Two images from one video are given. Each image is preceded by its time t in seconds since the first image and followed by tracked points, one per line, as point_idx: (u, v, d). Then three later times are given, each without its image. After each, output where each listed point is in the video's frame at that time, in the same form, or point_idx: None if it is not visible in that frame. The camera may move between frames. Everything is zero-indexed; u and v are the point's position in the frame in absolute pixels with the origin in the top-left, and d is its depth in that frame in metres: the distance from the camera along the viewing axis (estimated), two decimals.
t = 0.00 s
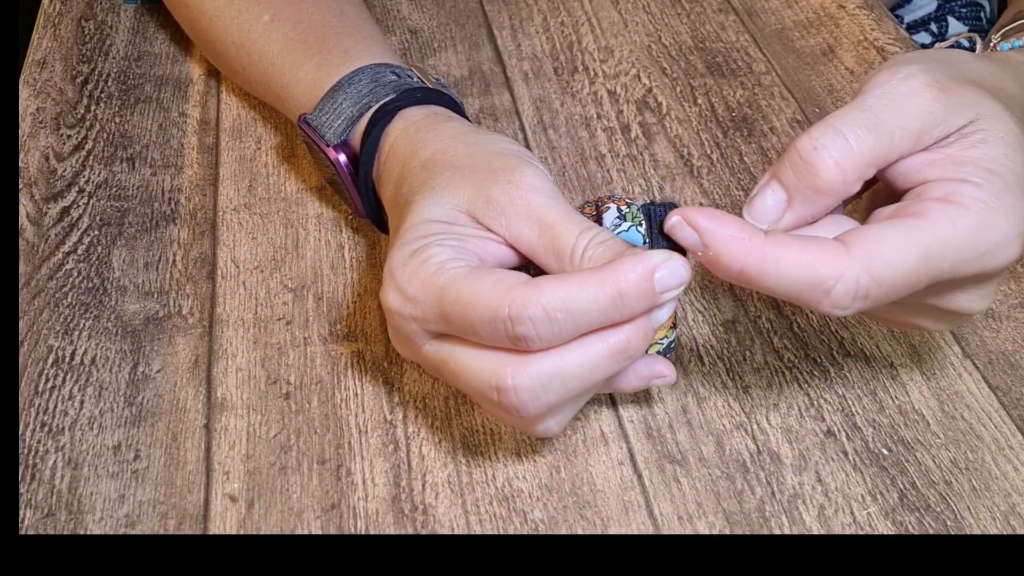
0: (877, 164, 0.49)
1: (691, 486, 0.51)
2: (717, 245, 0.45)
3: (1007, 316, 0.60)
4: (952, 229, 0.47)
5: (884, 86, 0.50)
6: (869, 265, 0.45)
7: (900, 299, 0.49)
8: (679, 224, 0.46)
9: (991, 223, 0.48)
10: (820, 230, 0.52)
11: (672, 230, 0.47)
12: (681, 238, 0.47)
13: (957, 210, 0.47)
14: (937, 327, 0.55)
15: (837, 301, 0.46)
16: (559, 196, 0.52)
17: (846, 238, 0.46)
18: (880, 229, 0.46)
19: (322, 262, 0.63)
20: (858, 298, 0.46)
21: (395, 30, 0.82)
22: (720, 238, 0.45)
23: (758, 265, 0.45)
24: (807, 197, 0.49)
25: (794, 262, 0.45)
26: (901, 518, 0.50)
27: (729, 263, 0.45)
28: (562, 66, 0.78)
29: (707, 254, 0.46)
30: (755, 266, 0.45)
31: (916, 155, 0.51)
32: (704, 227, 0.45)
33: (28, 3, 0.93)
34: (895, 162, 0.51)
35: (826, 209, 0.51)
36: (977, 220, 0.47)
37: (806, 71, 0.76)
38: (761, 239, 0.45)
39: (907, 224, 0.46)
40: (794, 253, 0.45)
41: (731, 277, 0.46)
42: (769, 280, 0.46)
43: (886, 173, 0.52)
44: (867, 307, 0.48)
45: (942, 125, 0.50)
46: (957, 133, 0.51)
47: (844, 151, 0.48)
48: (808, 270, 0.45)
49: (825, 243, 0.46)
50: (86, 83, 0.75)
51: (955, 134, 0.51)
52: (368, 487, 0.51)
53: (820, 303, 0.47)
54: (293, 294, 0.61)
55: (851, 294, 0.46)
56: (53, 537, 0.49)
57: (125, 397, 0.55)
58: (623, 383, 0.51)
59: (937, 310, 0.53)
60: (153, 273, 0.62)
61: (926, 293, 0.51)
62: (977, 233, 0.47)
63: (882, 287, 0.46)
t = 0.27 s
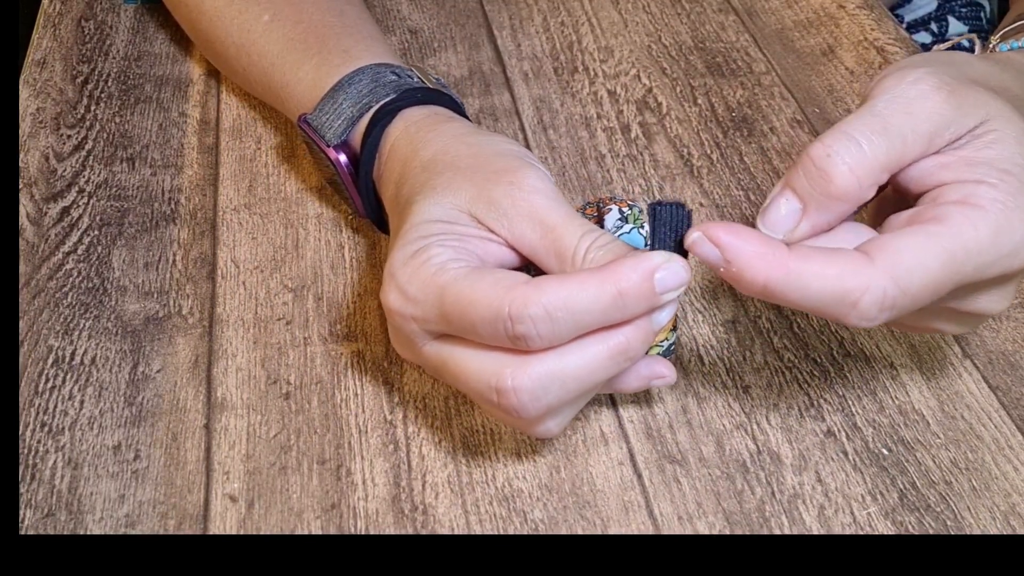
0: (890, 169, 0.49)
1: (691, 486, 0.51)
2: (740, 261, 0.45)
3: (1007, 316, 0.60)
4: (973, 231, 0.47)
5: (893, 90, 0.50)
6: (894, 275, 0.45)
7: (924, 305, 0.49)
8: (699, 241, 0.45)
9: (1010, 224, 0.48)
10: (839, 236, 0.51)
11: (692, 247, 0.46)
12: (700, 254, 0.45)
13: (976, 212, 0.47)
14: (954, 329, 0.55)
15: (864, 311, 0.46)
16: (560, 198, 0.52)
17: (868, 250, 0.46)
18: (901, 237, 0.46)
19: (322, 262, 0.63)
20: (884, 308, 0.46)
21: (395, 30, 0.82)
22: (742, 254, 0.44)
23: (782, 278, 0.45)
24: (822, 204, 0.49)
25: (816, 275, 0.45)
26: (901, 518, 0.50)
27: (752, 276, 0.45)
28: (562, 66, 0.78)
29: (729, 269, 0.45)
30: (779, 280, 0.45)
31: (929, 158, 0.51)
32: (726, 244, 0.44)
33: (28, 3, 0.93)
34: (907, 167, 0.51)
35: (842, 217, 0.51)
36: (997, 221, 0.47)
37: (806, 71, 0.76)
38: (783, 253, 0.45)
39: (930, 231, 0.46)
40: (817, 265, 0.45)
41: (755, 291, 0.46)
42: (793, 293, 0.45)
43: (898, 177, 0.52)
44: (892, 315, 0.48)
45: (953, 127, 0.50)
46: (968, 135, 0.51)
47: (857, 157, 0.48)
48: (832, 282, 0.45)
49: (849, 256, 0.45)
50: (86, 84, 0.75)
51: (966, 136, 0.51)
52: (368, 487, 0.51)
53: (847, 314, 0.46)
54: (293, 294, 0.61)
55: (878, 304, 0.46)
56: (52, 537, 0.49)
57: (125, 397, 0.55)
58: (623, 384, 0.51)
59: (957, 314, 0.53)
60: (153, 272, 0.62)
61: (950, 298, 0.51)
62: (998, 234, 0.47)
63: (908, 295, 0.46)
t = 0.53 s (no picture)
0: (869, 159, 0.49)
1: (691, 486, 0.51)
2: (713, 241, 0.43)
3: (1007, 316, 0.60)
4: (947, 213, 0.46)
5: (876, 80, 0.50)
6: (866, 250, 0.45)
7: (898, 284, 0.48)
8: (672, 222, 0.44)
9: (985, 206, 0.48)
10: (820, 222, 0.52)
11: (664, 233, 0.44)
12: (673, 237, 0.44)
13: (950, 194, 0.47)
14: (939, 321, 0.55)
15: (839, 286, 0.46)
16: (564, 197, 0.52)
17: (842, 226, 0.45)
18: (874, 215, 0.46)
19: (322, 262, 0.63)
20: (859, 280, 0.46)
21: (395, 30, 0.82)
22: (716, 233, 0.43)
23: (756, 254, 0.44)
24: (800, 192, 0.50)
25: (791, 250, 0.44)
26: (901, 518, 0.50)
27: (725, 256, 0.44)
28: (562, 66, 0.78)
29: (702, 250, 0.44)
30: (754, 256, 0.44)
31: (907, 148, 0.51)
32: (699, 223, 0.43)
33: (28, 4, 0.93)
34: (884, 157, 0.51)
35: (819, 205, 0.51)
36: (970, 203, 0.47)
37: (806, 71, 0.76)
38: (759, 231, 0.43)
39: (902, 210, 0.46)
40: (790, 241, 0.44)
41: (730, 271, 0.44)
42: (767, 271, 0.44)
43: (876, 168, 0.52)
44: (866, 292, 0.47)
45: (931, 117, 0.50)
46: (946, 125, 0.51)
47: (836, 146, 0.48)
48: (805, 257, 0.44)
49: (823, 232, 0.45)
50: (86, 83, 0.75)
51: (945, 126, 0.51)
52: (368, 487, 0.51)
53: (821, 289, 0.46)
54: (293, 294, 0.61)
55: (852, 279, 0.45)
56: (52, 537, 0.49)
57: (125, 397, 0.55)
58: (625, 384, 0.51)
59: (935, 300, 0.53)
60: (153, 272, 0.62)
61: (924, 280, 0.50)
62: (973, 216, 0.47)
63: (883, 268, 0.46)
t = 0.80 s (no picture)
0: (890, 166, 0.49)
1: (691, 486, 0.51)
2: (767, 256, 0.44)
3: (1007, 316, 0.60)
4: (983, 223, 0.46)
5: (886, 86, 0.50)
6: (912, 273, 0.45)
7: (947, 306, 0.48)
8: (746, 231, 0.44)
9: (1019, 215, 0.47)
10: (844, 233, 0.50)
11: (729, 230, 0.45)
12: (735, 237, 0.45)
13: (979, 205, 0.47)
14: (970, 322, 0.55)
15: (892, 318, 0.45)
16: (564, 197, 0.52)
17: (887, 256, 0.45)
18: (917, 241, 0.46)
19: (322, 262, 0.63)
20: (906, 319, 0.46)
21: (395, 30, 0.82)
22: (773, 245, 0.44)
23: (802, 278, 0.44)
24: (825, 205, 0.49)
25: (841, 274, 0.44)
26: (901, 518, 0.50)
27: (775, 274, 0.45)
28: (562, 66, 0.78)
29: (756, 257, 0.45)
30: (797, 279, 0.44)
31: (925, 153, 0.50)
32: (758, 236, 0.44)
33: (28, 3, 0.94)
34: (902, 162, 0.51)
35: (846, 218, 0.51)
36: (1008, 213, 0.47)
37: (806, 71, 0.76)
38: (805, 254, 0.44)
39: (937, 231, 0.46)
40: (834, 267, 0.44)
41: (776, 288, 0.45)
42: (814, 295, 0.45)
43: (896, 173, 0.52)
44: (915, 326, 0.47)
45: (947, 121, 0.50)
46: (961, 128, 0.51)
47: (858, 154, 0.48)
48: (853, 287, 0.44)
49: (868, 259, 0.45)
50: (86, 83, 0.75)
51: (959, 128, 0.51)
52: (368, 487, 0.51)
53: (870, 320, 0.45)
54: (293, 294, 0.61)
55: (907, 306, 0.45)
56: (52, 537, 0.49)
57: (125, 397, 0.55)
58: (625, 385, 0.51)
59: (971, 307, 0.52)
60: (153, 272, 0.62)
61: (966, 294, 0.50)
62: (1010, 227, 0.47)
63: (930, 301, 0.46)
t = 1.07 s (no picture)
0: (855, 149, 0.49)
1: (691, 486, 0.51)
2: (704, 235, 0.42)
3: (1007, 316, 0.60)
4: (936, 187, 0.45)
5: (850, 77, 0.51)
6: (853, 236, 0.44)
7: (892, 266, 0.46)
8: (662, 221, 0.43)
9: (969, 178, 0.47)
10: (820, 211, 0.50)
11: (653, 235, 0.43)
12: (662, 239, 0.43)
13: (935, 170, 0.46)
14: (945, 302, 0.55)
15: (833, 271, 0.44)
16: (566, 198, 0.52)
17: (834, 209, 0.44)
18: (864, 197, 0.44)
19: (322, 262, 0.63)
20: (851, 260, 0.44)
21: (395, 30, 0.82)
22: (703, 226, 0.42)
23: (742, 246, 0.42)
24: (789, 187, 0.48)
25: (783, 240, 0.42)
26: (901, 518, 0.50)
27: (716, 247, 0.42)
28: (563, 66, 0.78)
29: (693, 246, 0.43)
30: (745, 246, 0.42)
31: (888, 137, 0.50)
32: (684, 218, 0.42)
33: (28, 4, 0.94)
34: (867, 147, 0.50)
35: (809, 198, 0.49)
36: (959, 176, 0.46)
37: (806, 71, 0.76)
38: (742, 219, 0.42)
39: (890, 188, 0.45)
40: (777, 226, 0.42)
41: (721, 265, 0.43)
42: (754, 261, 0.42)
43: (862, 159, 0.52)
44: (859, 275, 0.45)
45: (909, 105, 0.50)
46: (925, 110, 0.51)
47: (820, 139, 0.48)
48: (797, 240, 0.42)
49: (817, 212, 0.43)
50: (86, 83, 0.75)
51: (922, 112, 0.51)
52: (368, 487, 0.51)
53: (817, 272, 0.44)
54: (293, 294, 0.61)
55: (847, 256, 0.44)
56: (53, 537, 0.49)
57: (125, 397, 0.55)
58: (625, 385, 0.51)
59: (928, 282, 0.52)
60: (153, 273, 0.62)
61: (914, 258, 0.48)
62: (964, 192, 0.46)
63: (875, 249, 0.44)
